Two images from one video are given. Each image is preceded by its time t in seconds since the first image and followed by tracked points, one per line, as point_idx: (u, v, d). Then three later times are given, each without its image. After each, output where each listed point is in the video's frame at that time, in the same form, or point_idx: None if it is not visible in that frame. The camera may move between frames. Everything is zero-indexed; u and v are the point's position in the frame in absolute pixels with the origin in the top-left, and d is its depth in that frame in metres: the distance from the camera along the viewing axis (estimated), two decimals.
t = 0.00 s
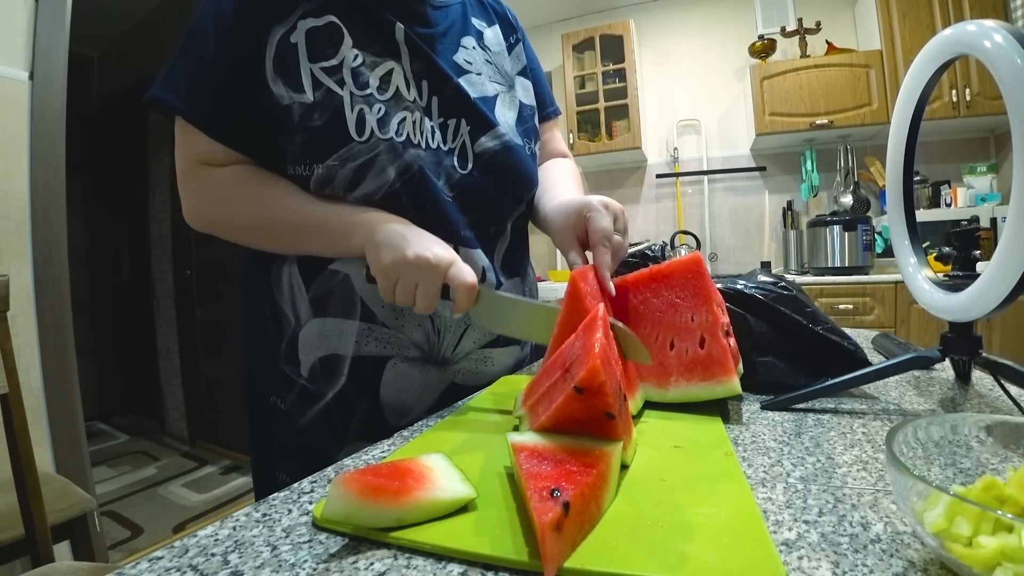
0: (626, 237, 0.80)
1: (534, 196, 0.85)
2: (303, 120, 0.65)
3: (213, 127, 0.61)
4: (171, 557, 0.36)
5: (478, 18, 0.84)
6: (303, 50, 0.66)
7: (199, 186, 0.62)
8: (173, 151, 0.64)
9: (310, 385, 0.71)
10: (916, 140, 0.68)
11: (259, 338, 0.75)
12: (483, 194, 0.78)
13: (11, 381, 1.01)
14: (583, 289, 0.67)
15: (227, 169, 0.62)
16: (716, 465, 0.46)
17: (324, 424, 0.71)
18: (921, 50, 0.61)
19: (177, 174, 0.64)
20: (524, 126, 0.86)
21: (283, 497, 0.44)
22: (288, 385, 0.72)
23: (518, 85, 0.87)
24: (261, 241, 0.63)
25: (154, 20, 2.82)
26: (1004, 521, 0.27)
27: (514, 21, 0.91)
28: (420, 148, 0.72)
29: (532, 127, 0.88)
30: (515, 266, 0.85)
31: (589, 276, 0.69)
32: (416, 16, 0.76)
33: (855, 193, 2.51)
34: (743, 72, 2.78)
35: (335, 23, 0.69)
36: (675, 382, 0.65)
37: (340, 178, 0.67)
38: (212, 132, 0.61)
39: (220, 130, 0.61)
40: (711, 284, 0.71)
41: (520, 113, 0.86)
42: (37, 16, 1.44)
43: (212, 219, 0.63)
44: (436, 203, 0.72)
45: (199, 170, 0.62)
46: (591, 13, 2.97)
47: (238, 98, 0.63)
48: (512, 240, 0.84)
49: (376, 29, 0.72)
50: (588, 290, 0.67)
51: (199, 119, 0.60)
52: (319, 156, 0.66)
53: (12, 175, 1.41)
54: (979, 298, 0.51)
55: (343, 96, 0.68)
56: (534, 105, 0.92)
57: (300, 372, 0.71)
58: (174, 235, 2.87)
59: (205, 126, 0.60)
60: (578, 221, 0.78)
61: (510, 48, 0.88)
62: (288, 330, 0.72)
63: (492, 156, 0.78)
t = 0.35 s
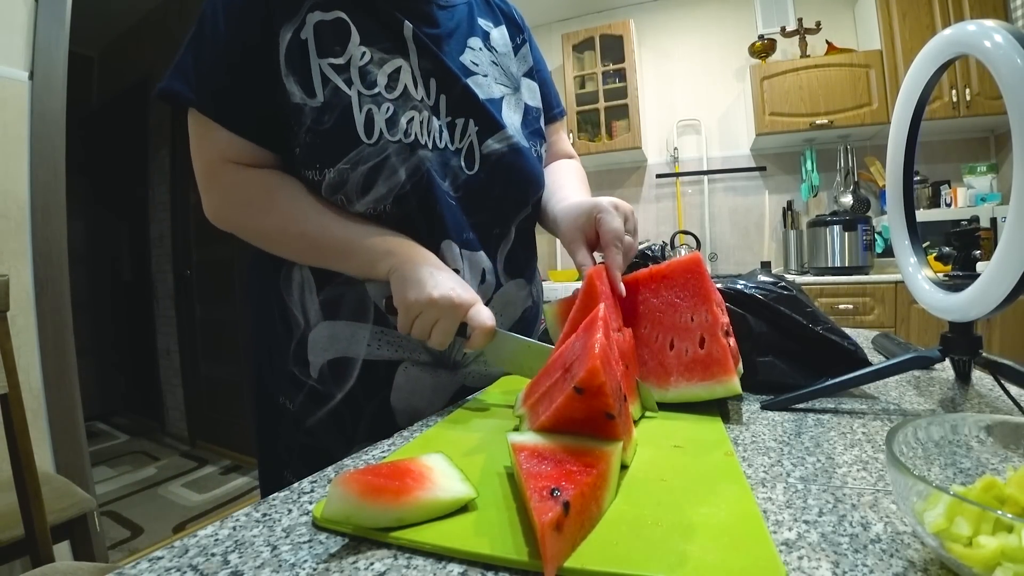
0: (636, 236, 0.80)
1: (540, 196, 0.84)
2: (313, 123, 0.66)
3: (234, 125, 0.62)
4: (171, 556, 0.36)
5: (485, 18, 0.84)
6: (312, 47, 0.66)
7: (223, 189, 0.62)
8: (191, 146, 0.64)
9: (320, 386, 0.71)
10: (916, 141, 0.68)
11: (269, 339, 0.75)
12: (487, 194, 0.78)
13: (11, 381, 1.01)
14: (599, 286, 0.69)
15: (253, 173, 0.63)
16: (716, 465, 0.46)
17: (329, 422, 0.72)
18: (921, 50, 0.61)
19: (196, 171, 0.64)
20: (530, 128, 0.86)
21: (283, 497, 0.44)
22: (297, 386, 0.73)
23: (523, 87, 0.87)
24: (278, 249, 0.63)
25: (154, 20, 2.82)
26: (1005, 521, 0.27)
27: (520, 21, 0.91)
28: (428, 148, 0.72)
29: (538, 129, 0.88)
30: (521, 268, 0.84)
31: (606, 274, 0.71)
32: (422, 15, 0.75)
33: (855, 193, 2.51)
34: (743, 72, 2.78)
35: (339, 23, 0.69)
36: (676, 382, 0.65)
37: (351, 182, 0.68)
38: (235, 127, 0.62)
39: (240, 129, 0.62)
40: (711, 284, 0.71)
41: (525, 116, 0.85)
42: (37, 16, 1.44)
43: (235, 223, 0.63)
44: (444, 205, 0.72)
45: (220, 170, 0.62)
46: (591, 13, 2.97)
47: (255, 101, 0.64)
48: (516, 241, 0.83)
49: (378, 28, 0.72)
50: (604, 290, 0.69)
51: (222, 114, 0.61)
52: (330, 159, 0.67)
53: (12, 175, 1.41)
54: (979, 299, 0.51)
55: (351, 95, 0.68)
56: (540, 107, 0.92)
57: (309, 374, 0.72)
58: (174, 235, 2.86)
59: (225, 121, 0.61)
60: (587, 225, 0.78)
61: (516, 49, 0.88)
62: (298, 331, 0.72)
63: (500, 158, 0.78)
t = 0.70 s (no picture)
0: (626, 236, 0.80)
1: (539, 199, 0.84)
2: (312, 115, 0.67)
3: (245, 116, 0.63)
4: (171, 557, 0.36)
5: (487, 18, 0.84)
6: (314, 41, 0.67)
7: (237, 189, 0.62)
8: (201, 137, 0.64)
9: (323, 385, 0.72)
10: (916, 141, 0.68)
11: (273, 337, 0.76)
12: (486, 190, 0.78)
13: (11, 381, 1.01)
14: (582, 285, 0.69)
15: (263, 178, 0.63)
16: (716, 465, 0.46)
17: (331, 420, 0.72)
18: (921, 50, 0.61)
19: (208, 167, 0.64)
20: (529, 128, 0.85)
21: (283, 497, 0.44)
22: (300, 385, 0.73)
23: (524, 87, 0.87)
24: (281, 259, 0.63)
25: (155, 20, 2.82)
26: (1005, 521, 0.27)
27: (522, 22, 0.91)
28: (429, 143, 0.72)
29: (537, 130, 0.87)
30: (520, 265, 0.83)
31: (586, 274, 0.72)
32: (425, 13, 0.76)
33: (855, 193, 2.51)
34: (743, 72, 2.78)
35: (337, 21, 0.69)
36: (675, 376, 0.65)
37: (349, 173, 0.68)
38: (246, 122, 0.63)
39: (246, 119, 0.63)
40: (711, 283, 0.71)
41: (524, 117, 0.85)
42: (37, 16, 1.44)
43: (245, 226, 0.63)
44: (442, 199, 0.73)
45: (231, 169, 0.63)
46: (591, 13, 2.97)
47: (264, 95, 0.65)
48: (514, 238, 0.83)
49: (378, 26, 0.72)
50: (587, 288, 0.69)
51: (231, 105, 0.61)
52: (330, 151, 0.67)
53: (12, 175, 1.41)
54: (979, 298, 0.51)
55: (352, 87, 0.68)
56: (541, 107, 0.91)
57: (312, 373, 0.72)
58: (174, 235, 2.86)
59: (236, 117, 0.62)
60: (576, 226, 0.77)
61: (518, 49, 0.88)
62: (301, 330, 0.72)
63: (500, 154, 0.78)
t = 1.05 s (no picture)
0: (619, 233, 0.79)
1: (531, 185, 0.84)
2: (302, 107, 0.67)
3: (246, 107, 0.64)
4: (171, 556, 0.36)
5: (475, 19, 0.84)
6: (305, 41, 0.67)
7: (249, 179, 0.63)
8: (204, 135, 0.66)
9: (316, 378, 0.72)
10: (916, 140, 0.68)
11: (270, 332, 0.76)
12: (473, 182, 0.78)
13: (11, 381, 1.01)
14: (587, 285, 0.70)
15: (273, 170, 0.64)
16: (716, 465, 0.46)
17: (329, 416, 0.72)
18: (921, 50, 0.61)
19: (216, 162, 0.65)
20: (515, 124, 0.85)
21: (283, 497, 0.44)
22: (296, 378, 0.73)
23: (511, 84, 0.86)
24: (287, 247, 0.64)
25: (154, 20, 2.82)
26: (1005, 521, 0.27)
27: (510, 21, 0.90)
28: (414, 134, 0.72)
29: (522, 127, 0.87)
30: (513, 258, 0.82)
31: (592, 274, 0.72)
32: (413, 14, 0.76)
33: (855, 193, 2.51)
34: (743, 72, 2.78)
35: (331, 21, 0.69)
36: (676, 377, 0.65)
37: (338, 163, 0.68)
38: (249, 112, 0.65)
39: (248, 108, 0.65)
40: (712, 284, 0.71)
41: (510, 112, 0.85)
42: (37, 16, 1.44)
43: (255, 216, 0.64)
44: (429, 191, 0.73)
45: (235, 160, 0.64)
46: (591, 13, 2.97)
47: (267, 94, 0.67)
48: (512, 236, 0.83)
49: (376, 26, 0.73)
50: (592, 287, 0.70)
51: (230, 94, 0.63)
52: (317, 142, 0.67)
53: (12, 175, 1.41)
54: (979, 298, 0.51)
55: (340, 82, 0.69)
56: (530, 104, 0.90)
57: (306, 365, 0.72)
58: (174, 235, 2.86)
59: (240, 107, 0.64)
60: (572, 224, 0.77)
61: (505, 48, 0.87)
62: (295, 322, 0.73)
63: (485, 146, 0.78)
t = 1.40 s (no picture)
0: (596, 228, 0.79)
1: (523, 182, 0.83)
2: (293, 113, 0.67)
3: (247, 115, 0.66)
4: (172, 556, 0.36)
5: (462, 23, 0.84)
6: (297, 50, 0.69)
7: (250, 190, 0.64)
8: (206, 150, 0.67)
9: (313, 376, 0.72)
10: (916, 141, 0.68)
11: (270, 332, 0.77)
12: (465, 182, 0.78)
13: (11, 381, 1.01)
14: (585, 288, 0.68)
15: (273, 179, 0.64)
16: (717, 464, 0.46)
17: (328, 415, 0.72)
18: (921, 50, 0.61)
19: (218, 179, 0.66)
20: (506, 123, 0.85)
21: (283, 497, 0.44)
22: (294, 376, 0.73)
23: (500, 84, 0.86)
24: (290, 256, 0.64)
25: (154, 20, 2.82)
26: (1005, 521, 0.27)
27: (498, 23, 0.90)
28: (403, 136, 0.72)
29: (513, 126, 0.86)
30: (503, 256, 0.83)
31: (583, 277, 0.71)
32: (399, 20, 0.76)
33: (855, 193, 2.51)
34: (743, 72, 2.78)
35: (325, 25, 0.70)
36: (677, 383, 0.65)
37: (328, 165, 0.69)
38: (248, 125, 0.66)
39: (248, 118, 0.66)
40: (711, 286, 0.71)
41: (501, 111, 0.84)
42: (37, 16, 1.44)
43: (257, 226, 0.64)
44: (421, 190, 0.73)
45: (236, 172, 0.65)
46: (591, 13, 2.97)
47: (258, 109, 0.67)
48: (509, 236, 0.83)
49: (373, 32, 0.73)
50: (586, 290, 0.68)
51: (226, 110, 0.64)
52: (307, 145, 0.68)
53: (12, 175, 1.41)
54: (978, 298, 0.51)
55: (330, 87, 0.69)
56: (520, 103, 0.90)
57: (303, 364, 0.73)
58: (174, 235, 2.86)
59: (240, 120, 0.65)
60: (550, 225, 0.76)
61: (494, 49, 0.87)
62: (293, 322, 0.73)
63: (475, 146, 0.77)
